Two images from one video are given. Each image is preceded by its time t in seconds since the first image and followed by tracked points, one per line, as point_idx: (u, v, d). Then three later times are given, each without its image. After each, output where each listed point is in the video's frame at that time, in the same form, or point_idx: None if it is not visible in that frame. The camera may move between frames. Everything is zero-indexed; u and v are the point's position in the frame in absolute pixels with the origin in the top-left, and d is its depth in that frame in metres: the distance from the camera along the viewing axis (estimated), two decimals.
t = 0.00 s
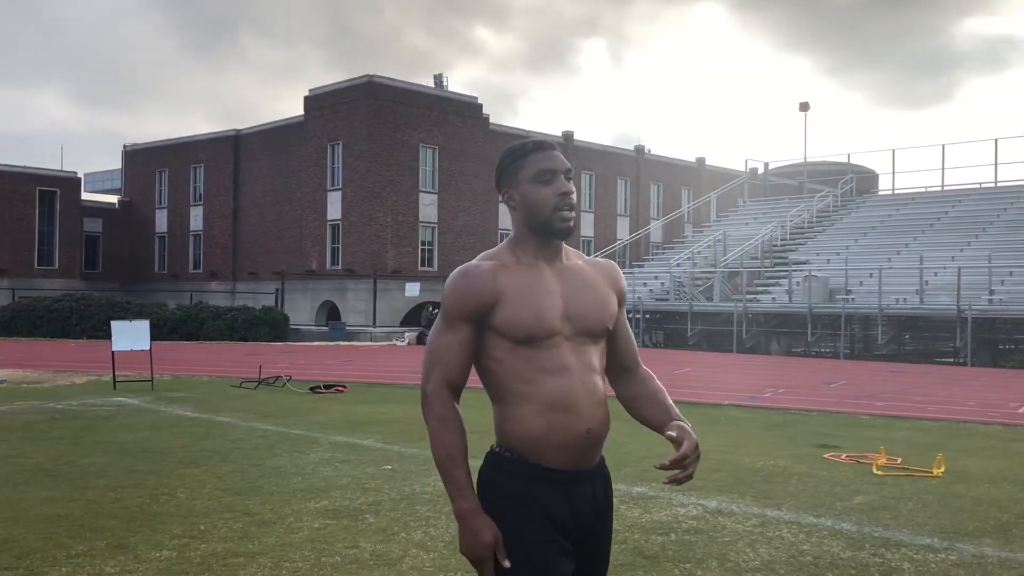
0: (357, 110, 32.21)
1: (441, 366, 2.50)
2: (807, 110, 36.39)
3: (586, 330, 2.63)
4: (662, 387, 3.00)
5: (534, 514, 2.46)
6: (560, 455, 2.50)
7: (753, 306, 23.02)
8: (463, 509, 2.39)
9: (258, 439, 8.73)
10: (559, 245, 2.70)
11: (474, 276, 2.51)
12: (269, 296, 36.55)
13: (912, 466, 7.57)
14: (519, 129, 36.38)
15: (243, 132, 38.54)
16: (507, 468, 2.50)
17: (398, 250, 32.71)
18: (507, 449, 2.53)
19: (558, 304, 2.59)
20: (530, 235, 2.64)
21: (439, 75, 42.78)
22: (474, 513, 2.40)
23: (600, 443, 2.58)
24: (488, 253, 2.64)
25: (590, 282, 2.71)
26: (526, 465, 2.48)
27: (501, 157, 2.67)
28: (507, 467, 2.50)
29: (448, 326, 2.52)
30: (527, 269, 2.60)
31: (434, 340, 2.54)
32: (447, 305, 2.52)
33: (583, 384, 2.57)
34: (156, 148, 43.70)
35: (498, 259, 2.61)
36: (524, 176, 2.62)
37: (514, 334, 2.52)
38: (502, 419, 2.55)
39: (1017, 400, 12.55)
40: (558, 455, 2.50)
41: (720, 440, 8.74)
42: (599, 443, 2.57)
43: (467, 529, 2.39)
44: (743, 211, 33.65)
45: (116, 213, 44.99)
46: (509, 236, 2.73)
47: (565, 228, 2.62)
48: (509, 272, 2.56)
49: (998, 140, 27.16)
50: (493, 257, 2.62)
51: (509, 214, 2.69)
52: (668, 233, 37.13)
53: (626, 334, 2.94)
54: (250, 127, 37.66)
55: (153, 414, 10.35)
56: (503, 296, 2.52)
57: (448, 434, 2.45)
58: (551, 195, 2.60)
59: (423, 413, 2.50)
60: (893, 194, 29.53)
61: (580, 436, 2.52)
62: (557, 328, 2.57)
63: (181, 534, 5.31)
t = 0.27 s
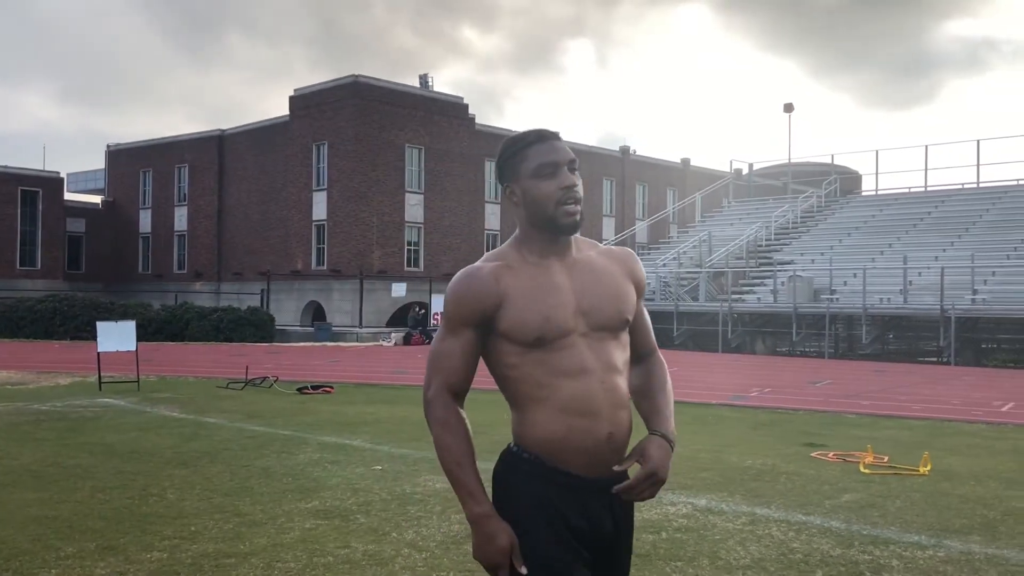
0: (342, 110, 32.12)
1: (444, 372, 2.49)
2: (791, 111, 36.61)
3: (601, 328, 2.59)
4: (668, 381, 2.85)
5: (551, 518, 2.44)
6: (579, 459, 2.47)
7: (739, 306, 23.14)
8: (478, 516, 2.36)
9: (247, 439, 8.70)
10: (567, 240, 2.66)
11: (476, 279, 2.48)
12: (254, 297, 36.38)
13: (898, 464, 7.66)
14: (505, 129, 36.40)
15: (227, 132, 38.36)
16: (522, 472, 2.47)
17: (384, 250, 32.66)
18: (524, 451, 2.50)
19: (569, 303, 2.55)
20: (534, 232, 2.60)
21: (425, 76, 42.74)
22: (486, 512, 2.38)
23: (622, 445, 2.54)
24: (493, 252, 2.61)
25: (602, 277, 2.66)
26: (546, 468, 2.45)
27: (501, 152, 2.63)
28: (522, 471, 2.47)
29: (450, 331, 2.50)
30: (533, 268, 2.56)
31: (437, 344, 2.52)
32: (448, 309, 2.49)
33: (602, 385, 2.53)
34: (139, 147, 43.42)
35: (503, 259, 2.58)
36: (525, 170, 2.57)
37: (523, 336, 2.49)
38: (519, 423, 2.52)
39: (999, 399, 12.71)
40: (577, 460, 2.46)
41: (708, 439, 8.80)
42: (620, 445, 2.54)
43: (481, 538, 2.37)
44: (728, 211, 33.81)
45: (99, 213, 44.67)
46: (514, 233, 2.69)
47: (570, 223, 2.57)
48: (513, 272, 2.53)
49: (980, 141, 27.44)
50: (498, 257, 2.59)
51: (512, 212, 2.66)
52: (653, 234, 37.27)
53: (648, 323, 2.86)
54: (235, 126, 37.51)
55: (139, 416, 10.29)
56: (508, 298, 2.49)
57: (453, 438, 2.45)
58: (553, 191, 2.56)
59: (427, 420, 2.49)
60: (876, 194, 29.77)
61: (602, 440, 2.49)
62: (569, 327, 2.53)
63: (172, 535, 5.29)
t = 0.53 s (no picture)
0: (325, 109, 32.01)
1: (431, 374, 2.45)
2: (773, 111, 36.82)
3: (597, 324, 2.54)
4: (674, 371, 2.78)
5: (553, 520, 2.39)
6: (579, 463, 2.42)
7: (722, 305, 23.28)
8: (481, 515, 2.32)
9: (230, 440, 8.65)
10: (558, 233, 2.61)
11: (462, 277, 2.44)
12: (237, 297, 36.18)
13: (881, 462, 7.72)
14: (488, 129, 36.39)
15: (209, 131, 38.13)
16: (516, 474, 2.45)
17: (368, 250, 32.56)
18: (522, 454, 2.45)
19: (562, 299, 2.50)
20: (524, 225, 2.56)
21: (408, 75, 42.64)
22: (489, 507, 2.33)
23: (623, 446, 2.50)
24: (482, 248, 2.57)
25: (595, 271, 2.61)
26: (544, 472, 2.41)
27: (490, 141, 2.59)
28: (520, 474, 2.44)
29: (436, 331, 2.46)
30: (523, 264, 2.52)
31: (423, 346, 2.49)
32: (433, 309, 2.45)
33: (600, 385, 2.48)
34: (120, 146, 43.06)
35: (492, 255, 2.53)
36: (514, 161, 2.52)
37: (514, 335, 2.44)
38: (517, 427, 2.48)
39: (980, 397, 12.83)
40: (576, 463, 2.42)
41: (693, 437, 8.84)
42: (621, 445, 2.50)
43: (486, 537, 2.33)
44: (711, 211, 33.97)
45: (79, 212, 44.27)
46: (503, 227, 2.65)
47: (561, 215, 2.52)
48: (503, 268, 2.49)
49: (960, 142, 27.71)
50: (486, 254, 2.54)
51: (502, 202, 2.60)
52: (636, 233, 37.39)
53: (649, 315, 2.82)
54: (216, 126, 37.27)
55: (121, 417, 10.20)
56: (496, 297, 2.44)
57: (446, 438, 2.41)
58: (544, 182, 2.50)
59: (415, 423, 2.45)
60: (857, 194, 30.02)
61: (602, 440, 2.45)
62: (564, 324, 2.48)
63: (156, 536, 5.25)
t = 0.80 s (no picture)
0: (309, 108, 31.88)
1: (419, 376, 2.42)
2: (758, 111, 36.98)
3: (589, 328, 2.50)
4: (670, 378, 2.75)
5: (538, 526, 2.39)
6: (566, 470, 2.41)
7: (706, 305, 23.38)
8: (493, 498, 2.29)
9: (214, 441, 8.59)
10: (552, 233, 2.58)
11: (451, 277, 2.41)
12: (220, 297, 35.94)
13: (866, 460, 7.76)
14: (474, 129, 36.36)
15: (192, 130, 37.87)
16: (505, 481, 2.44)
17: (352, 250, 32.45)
18: (509, 463, 2.46)
19: (553, 302, 2.47)
20: (519, 224, 2.53)
21: (392, 74, 42.52)
22: (504, 490, 2.30)
23: (613, 453, 2.48)
24: (474, 247, 2.54)
25: (590, 273, 2.57)
26: (528, 481, 2.41)
27: (487, 135, 2.56)
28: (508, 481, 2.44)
29: (424, 333, 2.43)
30: (515, 265, 2.49)
31: (411, 347, 2.46)
32: (421, 310, 2.42)
33: (590, 391, 2.45)
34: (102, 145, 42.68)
35: (484, 255, 2.50)
36: (512, 156, 2.49)
37: (502, 339, 2.41)
38: (506, 432, 2.46)
39: (963, 395, 12.94)
40: (565, 470, 2.41)
41: (679, 437, 8.85)
42: (611, 452, 2.47)
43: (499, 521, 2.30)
44: (696, 211, 34.08)
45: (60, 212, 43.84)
46: (496, 226, 2.62)
47: (558, 213, 2.49)
48: (493, 270, 2.46)
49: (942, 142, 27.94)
50: (477, 253, 2.52)
51: (497, 199, 2.57)
52: (621, 233, 37.47)
53: (647, 319, 2.78)
54: (199, 125, 37.03)
55: (104, 418, 10.11)
56: (486, 298, 2.42)
57: (438, 435, 2.39)
58: (539, 180, 2.47)
59: (405, 425, 2.42)
60: (840, 194, 30.20)
61: (591, 448, 2.43)
62: (555, 328, 2.45)
63: (139, 538, 5.19)
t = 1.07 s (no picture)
0: (296, 107, 31.76)
1: (416, 372, 2.39)
2: (745, 111, 37.10)
3: (590, 332, 2.48)
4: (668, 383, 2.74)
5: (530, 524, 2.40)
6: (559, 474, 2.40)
7: (694, 304, 23.46)
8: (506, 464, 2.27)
9: (201, 441, 8.55)
10: (560, 233, 2.54)
11: (452, 272, 2.37)
12: (207, 297, 35.78)
13: (852, 459, 7.80)
14: (462, 128, 36.33)
15: (179, 129, 37.67)
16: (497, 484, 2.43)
17: (340, 249, 32.36)
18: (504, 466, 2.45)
19: (555, 303, 2.44)
20: (527, 221, 2.49)
21: (380, 73, 42.40)
22: (514, 456, 2.28)
23: (607, 458, 2.47)
24: (479, 241, 2.51)
25: (595, 276, 2.54)
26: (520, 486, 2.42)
27: (501, 125, 2.50)
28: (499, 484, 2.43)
29: (421, 329, 2.40)
30: (518, 264, 2.45)
31: (408, 342, 2.42)
32: (420, 304, 2.39)
33: (586, 397, 2.43)
34: (87, 144, 42.39)
35: (488, 251, 2.47)
36: (526, 150, 2.44)
37: (500, 340, 2.39)
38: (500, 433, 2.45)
39: (948, 394, 13.03)
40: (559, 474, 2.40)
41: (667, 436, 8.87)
42: (607, 458, 2.46)
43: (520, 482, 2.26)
44: (683, 210, 34.16)
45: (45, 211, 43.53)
46: (504, 220, 2.58)
47: (568, 214, 2.44)
48: (495, 268, 2.42)
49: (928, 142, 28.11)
50: (480, 248, 2.48)
51: (506, 193, 2.53)
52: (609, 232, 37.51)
53: (649, 324, 2.76)
54: (185, 124, 36.83)
55: (89, 419, 10.04)
56: (487, 296, 2.38)
57: (437, 421, 2.36)
58: (552, 178, 2.41)
59: (399, 419, 2.41)
60: (827, 193, 30.31)
61: (585, 451, 2.42)
62: (554, 330, 2.42)
63: (125, 539, 5.16)
